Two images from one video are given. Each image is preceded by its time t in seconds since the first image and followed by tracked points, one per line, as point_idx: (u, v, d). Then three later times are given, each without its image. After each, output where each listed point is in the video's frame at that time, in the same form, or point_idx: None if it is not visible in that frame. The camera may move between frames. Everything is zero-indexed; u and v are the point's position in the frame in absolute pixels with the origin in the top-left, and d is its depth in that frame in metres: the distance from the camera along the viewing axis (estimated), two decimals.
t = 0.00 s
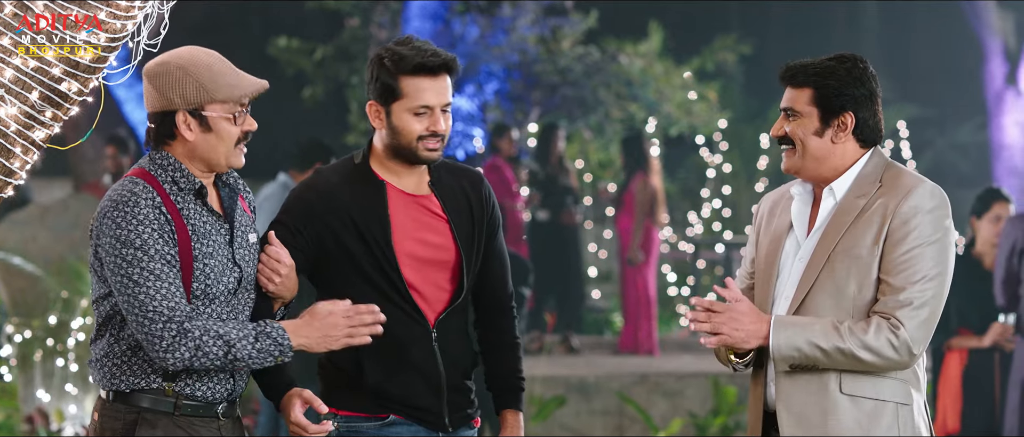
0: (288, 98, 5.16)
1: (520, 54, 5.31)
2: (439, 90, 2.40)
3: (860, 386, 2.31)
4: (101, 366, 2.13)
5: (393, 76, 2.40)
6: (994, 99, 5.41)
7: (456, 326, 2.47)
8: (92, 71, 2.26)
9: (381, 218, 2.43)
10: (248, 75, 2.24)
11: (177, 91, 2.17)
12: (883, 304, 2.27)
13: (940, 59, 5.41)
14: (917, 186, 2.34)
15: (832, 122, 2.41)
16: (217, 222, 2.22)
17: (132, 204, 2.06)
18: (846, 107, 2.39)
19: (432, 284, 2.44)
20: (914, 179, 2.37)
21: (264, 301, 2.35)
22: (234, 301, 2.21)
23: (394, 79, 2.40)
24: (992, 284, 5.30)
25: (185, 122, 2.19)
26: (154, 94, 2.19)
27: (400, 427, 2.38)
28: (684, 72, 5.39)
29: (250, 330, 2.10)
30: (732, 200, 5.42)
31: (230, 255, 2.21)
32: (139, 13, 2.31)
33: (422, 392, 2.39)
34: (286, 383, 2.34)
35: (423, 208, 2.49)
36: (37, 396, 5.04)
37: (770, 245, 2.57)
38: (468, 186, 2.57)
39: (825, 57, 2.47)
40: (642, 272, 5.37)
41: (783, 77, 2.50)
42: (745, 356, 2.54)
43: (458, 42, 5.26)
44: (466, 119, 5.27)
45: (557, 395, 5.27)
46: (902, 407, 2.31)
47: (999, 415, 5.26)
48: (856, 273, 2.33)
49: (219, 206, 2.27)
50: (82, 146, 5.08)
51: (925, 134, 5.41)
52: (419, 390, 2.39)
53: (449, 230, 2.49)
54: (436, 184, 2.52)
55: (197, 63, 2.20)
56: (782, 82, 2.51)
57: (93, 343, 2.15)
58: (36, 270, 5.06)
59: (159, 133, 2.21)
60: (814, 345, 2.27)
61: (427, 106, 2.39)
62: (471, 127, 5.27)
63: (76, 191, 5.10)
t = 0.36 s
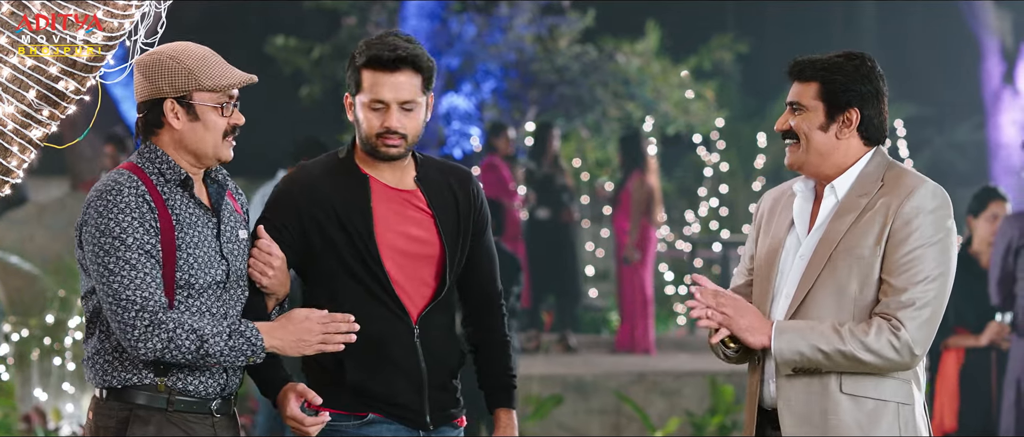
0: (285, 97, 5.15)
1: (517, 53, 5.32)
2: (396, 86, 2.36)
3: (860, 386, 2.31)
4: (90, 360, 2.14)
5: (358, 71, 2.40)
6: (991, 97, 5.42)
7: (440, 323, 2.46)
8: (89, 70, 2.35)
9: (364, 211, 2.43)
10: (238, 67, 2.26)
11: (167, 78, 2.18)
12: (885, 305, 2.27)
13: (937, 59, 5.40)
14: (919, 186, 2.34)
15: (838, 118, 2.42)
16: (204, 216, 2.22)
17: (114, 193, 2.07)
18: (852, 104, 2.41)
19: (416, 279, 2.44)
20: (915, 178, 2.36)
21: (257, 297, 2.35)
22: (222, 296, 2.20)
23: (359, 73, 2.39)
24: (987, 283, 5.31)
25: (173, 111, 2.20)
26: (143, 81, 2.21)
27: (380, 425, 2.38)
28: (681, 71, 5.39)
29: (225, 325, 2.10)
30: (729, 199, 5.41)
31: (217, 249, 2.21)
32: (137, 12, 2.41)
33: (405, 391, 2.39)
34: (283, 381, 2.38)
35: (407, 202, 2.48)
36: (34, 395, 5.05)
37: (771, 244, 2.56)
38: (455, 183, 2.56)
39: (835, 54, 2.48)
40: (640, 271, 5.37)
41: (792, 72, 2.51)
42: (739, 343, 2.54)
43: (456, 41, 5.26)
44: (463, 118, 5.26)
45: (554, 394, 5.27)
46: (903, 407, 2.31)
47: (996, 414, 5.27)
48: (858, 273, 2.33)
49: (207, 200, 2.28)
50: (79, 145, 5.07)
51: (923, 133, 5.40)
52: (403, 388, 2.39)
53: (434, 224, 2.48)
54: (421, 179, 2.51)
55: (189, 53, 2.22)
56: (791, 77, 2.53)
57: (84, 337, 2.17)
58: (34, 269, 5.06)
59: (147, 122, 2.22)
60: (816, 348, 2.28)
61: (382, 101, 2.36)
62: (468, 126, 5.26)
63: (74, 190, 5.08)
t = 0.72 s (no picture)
0: (284, 97, 5.14)
1: (517, 53, 5.32)
2: (361, 78, 2.38)
3: (859, 387, 2.32)
4: (83, 367, 2.16)
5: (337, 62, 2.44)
6: (990, 97, 5.42)
7: (433, 324, 2.46)
8: (89, 70, 2.36)
9: (355, 210, 2.42)
10: (204, 83, 2.25)
11: (142, 87, 2.27)
12: (881, 306, 2.28)
13: (937, 59, 5.41)
14: (911, 185, 2.35)
15: (832, 120, 2.42)
16: (193, 219, 2.29)
17: (101, 194, 2.14)
18: (847, 106, 2.41)
19: (407, 280, 2.44)
20: (907, 177, 2.37)
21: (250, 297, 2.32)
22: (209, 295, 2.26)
23: (339, 64, 2.43)
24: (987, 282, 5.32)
25: (147, 118, 2.28)
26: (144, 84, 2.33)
27: (367, 425, 2.38)
28: (681, 71, 5.39)
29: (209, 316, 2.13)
30: (728, 198, 5.41)
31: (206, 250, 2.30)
32: (137, 12, 2.42)
33: (395, 390, 2.39)
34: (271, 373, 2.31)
35: (401, 202, 2.48)
36: (33, 394, 5.05)
37: (768, 245, 2.56)
38: (452, 183, 2.56)
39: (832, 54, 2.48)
40: (640, 271, 5.38)
41: (787, 71, 2.51)
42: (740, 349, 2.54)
43: (455, 41, 5.27)
44: (463, 118, 5.26)
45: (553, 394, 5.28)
46: (902, 406, 2.32)
47: (995, 414, 5.27)
48: (852, 273, 2.33)
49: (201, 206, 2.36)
50: (79, 144, 5.06)
51: (922, 133, 5.41)
52: (393, 388, 2.39)
53: (427, 226, 2.48)
54: (416, 179, 2.51)
55: (167, 64, 2.26)
56: (785, 76, 2.52)
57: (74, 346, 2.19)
58: (33, 269, 5.06)
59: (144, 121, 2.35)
60: (814, 354, 2.28)
61: (344, 92, 2.39)
62: (468, 125, 5.26)
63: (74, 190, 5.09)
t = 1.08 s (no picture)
0: (285, 97, 5.15)
1: (517, 52, 5.32)
2: (360, 78, 2.36)
3: (854, 385, 2.32)
4: (83, 369, 2.15)
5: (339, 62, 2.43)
6: (990, 97, 5.42)
7: (432, 326, 2.46)
8: (89, 70, 2.37)
9: (354, 210, 2.42)
10: (191, 108, 2.10)
11: (130, 102, 2.12)
12: (878, 302, 2.28)
13: (937, 59, 5.41)
14: (903, 180, 2.35)
15: (828, 117, 2.43)
16: (184, 223, 2.23)
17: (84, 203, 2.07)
18: (844, 105, 2.42)
19: (402, 281, 2.43)
20: (899, 173, 2.37)
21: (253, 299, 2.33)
22: (204, 297, 2.21)
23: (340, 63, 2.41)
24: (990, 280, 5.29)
25: (133, 134, 2.14)
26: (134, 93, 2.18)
27: (363, 426, 2.38)
28: (681, 70, 5.39)
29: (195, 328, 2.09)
30: (728, 198, 5.41)
31: (198, 253, 2.22)
32: (138, 11, 2.42)
33: (387, 391, 2.39)
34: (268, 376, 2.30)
35: (401, 204, 2.47)
36: (34, 394, 5.05)
37: (761, 245, 2.57)
38: (454, 185, 2.55)
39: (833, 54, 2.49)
40: (639, 271, 5.39)
41: (790, 67, 2.52)
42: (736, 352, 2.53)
43: (455, 41, 5.27)
44: (463, 118, 5.27)
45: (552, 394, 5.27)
46: (897, 403, 2.32)
47: (995, 414, 5.27)
48: (846, 270, 2.33)
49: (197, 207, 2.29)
50: (79, 145, 5.06)
51: (922, 132, 5.41)
52: (384, 388, 2.39)
53: (427, 229, 2.47)
54: (416, 180, 2.49)
55: (157, 80, 2.10)
56: (788, 72, 2.54)
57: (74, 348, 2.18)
58: (34, 269, 5.07)
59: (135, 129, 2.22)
60: (814, 344, 2.27)
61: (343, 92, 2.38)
62: (468, 125, 5.27)
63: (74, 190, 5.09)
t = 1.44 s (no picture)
0: (285, 97, 5.15)
1: (517, 52, 5.32)
2: (370, 92, 2.35)
3: (842, 382, 2.33)
4: (87, 373, 2.17)
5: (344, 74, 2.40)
6: (990, 97, 5.42)
7: (430, 329, 2.46)
8: (89, 69, 2.37)
9: (354, 212, 2.42)
10: (196, 85, 2.12)
11: (124, 99, 2.11)
12: (873, 303, 2.29)
13: (937, 59, 5.40)
14: (892, 181, 2.36)
15: (814, 117, 2.44)
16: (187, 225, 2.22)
17: (82, 209, 2.10)
18: (830, 104, 2.43)
19: (400, 284, 2.43)
20: (887, 174, 2.38)
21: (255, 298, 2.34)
22: (205, 301, 2.20)
23: (345, 76, 2.39)
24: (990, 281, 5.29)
25: (133, 133, 2.13)
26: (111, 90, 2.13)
27: (360, 426, 2.39)
28: (681, 70, 5.39)
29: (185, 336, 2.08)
30: (728, 198, 5.39)
31: (201, 257, 2.22)
32: (137, 12, 2.43)
33: (384, 393, 2.39)
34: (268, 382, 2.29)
35: (401, 207, 2.46)
36: (34, 394, 5.05)
37: (744, 245, 2.56)
38: (454, 187, 2.55)
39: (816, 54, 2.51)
40: (639, 271, 5.39)
41: (772, 67, 2.52)
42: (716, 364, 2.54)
43: (455, 40, 5.28)
44: (463, 117, 5.27)
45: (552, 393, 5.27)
46: (884, 403, 2.33)
47: (996, 413, 5.24)
48: (837, 270, 2.34)
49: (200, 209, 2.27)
50: (79, 144, 5.06)
51: (922, 132, 5.41)
52: (382, 389, 2.39)
53: (426, 232, 2.46)
54: (417, 183, 2.49)
55: (146, 69, 2.11)
56: (770, 72, 2.53)
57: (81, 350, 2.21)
58: (34, 269, 5.07)
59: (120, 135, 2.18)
60: (811, 344, 2.27)
61: (353, 107, 2.35)
62: (468, 125, 5.27)
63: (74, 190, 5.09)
